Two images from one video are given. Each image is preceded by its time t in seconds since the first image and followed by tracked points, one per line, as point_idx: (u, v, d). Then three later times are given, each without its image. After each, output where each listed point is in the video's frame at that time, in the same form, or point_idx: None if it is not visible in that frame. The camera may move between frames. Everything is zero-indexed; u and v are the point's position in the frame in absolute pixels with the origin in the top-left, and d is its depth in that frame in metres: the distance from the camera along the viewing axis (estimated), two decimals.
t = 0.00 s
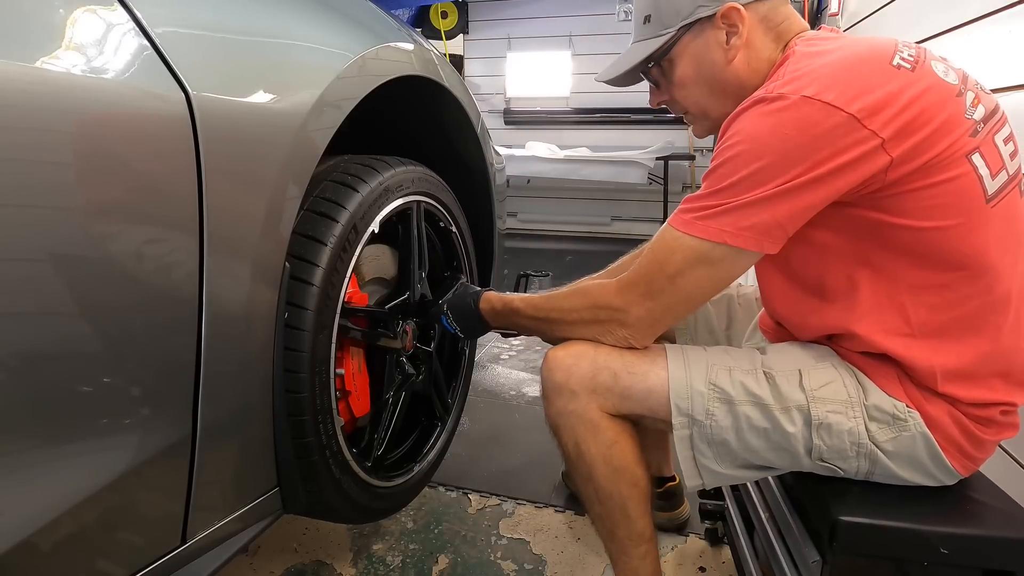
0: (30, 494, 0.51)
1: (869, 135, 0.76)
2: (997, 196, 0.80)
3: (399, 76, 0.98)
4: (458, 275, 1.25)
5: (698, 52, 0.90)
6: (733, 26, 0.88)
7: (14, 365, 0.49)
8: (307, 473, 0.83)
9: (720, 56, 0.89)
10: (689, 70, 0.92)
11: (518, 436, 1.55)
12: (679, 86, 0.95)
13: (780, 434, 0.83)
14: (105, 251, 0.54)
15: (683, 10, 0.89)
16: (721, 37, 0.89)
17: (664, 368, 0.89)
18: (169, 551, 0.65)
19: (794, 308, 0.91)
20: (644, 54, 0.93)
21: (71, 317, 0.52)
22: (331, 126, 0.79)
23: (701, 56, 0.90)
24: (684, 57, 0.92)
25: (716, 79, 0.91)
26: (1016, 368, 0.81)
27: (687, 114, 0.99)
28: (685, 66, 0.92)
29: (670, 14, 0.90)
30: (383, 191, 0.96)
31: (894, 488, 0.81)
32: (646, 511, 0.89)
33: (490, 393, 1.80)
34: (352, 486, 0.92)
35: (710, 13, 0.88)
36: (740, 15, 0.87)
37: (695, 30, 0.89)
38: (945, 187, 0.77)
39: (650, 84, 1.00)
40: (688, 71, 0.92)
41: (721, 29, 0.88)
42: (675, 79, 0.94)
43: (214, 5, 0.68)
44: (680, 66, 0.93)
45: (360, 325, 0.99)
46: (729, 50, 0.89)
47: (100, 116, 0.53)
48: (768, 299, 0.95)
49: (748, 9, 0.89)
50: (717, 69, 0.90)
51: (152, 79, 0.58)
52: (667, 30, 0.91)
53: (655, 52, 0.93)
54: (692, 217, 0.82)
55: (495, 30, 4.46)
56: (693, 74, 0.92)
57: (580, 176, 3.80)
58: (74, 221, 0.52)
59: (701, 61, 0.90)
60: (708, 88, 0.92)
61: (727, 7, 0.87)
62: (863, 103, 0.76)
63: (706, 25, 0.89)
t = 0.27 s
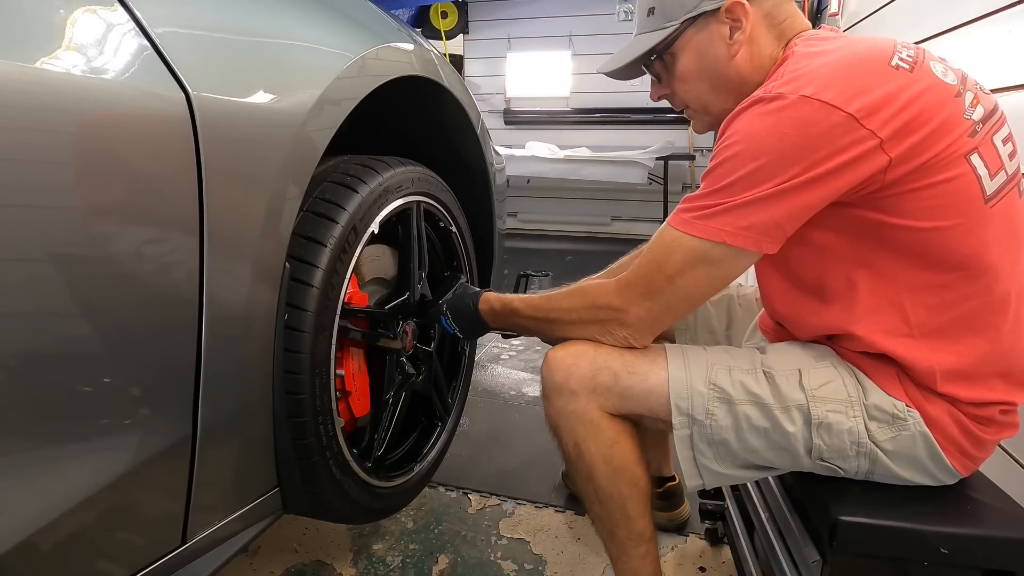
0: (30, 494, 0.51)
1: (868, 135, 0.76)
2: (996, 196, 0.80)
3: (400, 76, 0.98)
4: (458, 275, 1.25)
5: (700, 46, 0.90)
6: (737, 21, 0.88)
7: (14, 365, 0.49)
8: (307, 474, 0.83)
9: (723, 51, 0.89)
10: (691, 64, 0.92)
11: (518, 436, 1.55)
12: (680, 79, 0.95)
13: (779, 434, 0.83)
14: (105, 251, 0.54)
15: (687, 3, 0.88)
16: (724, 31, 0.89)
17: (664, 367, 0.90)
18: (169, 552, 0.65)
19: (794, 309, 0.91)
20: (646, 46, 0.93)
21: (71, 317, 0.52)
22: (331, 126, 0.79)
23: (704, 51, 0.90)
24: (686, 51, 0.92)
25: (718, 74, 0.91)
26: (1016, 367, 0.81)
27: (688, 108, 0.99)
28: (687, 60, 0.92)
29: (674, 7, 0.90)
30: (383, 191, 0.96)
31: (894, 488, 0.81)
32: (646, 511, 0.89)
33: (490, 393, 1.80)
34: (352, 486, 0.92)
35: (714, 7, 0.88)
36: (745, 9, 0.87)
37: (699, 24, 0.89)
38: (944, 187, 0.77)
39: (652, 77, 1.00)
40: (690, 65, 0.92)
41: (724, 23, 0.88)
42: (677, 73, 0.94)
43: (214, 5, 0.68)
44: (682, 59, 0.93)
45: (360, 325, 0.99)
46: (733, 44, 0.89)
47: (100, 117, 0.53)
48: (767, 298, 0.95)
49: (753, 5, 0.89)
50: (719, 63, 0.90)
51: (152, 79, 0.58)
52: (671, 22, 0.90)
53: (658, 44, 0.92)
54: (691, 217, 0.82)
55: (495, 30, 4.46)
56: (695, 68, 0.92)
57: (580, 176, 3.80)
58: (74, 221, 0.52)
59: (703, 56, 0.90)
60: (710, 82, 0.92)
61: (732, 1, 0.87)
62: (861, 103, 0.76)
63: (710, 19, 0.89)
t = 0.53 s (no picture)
0: (30, 495, 0.51)
1: (865, 133, 0.76)
2: (994, 195, 0.80)
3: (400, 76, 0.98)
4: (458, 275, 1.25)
5: (702, 43, 0.90)
6: (739, 17, 0.88)
7: (14, 365, 0.49)
8: (307, 474, 0.83)
9: (724, 48, 0.89)
10: (692, 60, 0.92)
11: (518, 436, 1.55)
12: (681, 75, 0.95)
13: (779, 433, 0.83)
14: (105, 251, 0.54)
15: None
16: (726, 28, 0.89)
17: (663, 367, 0.90)
18: (169, 552, 0.65)
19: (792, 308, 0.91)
20: (648, 41, 0.93)
21: (71, 317, 0.52)
22: (331, 126, 0.79)
23: (705, 47, 0.90)
24: (688, 47, 0.92)
25: (719, 71, 0.91)
26: (1014, 367, 0.81)
27: (688, 105, 0.99)
28: (689, 56, 0.92)
29: (677, 3, 0.90)
30: (383, 191, 0.96)
31: (894, 488, 0.81)
32: (646, 511, 0.89)
33: (490, 393, 1.80)
34: (352, 486, 0.92)
35: (717, 4, 0.88)
36: (747, 6, 0.87)
37: (701, 20, 0.89)
38: (942, 186, 0.78)
39: (652, 73, 1.00)
40: (691, 61, 0.92)
41: (727, 20, 0.88)
42: (678, 69, 0.94)
43: (214, 5, 0.68)
44: (683, 56, 0.93)
45: (360, 326, 0.99)
46: (735, 42, 0.89)
47: (100, 117, 0.53)
48: (767, 297, 0.95)
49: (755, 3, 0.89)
50: (721, 60, 0.90)
51: (152, 79, 0.58)
52: (674, 18, 0.90)
53: (660, 40, 0.92)
54: (689, 215, 0.82)
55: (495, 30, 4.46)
56: (696, 64, 0.92)
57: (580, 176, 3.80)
58: (74, 221, 0.52)
59: (705, 52, 0.90)
60: (711, 79, 0.92)
61: None
62: (859, 101, 0.76)
63: (712, 15, 0.89)
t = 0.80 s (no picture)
0: (30, 495, 0.51)
1: (865, 133, 0.76)
2: (994, 196, 0.80)
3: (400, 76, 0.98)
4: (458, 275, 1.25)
5: (705, 40, 0.90)
6: (742, 16, 0.88)
7: (14, 365, 0.49)
8: (307, 474, 0.83)
9: (726, 46, 0.89)
10: (694, 57, 0.92)
11: (518, 436, 1.55)
12: (682, 73, 0.95)
13: (779, 433, 0.83)
14: (105, 251, 0.54)
15: None
16: (729, 26, 0.89)
17: (663, 368, 0.90)
18: (169, 552, 0.65)
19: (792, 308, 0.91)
20: (650, 37, 0.93)
21: (71, 317, 0.52)
22: (331, 126, 0.79)
23: (707, 45, 0.90)
24: (690, 45, 0.91)
25: (721, 69, 0.91)
26: (1014, 367, 0.81)
27: (688, 103, 0.99)
28: (690, 53, 0.92)
29: None
30: (383, 191, 0.96)
31: (893, 488, 0.81)
32: (646, 511, 0.89)
33: (490, 393, 1.80)
34: (352, 486, 0.92)
35: (720, 2, 0.88)
36: (750, 4, 0.87)
37: (703, 17, 0.89)
38: (941, 187, 0.78)
39: (653, 71, 1.00)
40: (693, 59, 0.92)
41: (729, 18, 0.88)
42: (680, 67, 0.94)
43: (214, 5, 0.68)
44: (685, 53, 0.93)
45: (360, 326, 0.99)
46: (737, 40, 0.89)
47: (99, 117, 0.53)
48: (767, 297, 0.95)
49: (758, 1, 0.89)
50: (722, 58, 0.90)
51: (152, 79, 0.58)
52: (676, 15, 0.90)
53: (663, 37, 0.92)
54: (689, 215, 0.82)
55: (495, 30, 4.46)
56: (698, 62, 0.92)
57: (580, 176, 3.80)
58: (74, 221, 0.52)
59: (707, 50, 0.90)
60: (712, 77, 0.92)
61: None
62: (858, 101, 0.76)
63: (715, 13, 0.89)
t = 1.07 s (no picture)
0: (30, 495, 0.51)
1: (865, 133, 0.76)
2: (994, 196, 0.80)
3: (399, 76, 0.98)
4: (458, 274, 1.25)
5: (706, 38, 0.90)
6: (743, 14, 0.88)
7: (14, 365, 0.49)
8: (307, 474, 0.83)
9: (727, 44, 0.89)
10: (695, 56, 0.92)
11: (518, 436, 1.55)
12: (683, 71, 0.95)
13: (779, 433, 0.83)
14: (105, 251, 0.54)
15: None
16: (730, 24, 0.89)
17: (663, 367, 0.90)
18: (170, 552, 0.65)
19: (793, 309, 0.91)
20: (651, 35, 0.92)
21: (71, 317, 0.52)
22: (331, 126, 0.79)
23: (708, 43, 0.90)
24: (691, 43, 0.91)
25: (722, 67, 0.91)
26: (1015, 367, 0.81)
27: (689, 100, 0.99)
28: (691, 52, 0.92)
29: None
30: (383, 191, 0.96)
31: (893, 488, 0.81)
32: (646, 511, 0.89)
33: (490, 393, 1.80)
34: (352, 486, 0.92)
35: None
36: (751, 3, 0.87)
37: (705, 16, 0.89)
38: (942, 186, 0.78)
39: (654, 68, 1.00)
40: (694, 57, 0.92)
41: (731, 17, 0.88)
42: (681, 65, 0.94)
43: (214, 5, 0.68)
44: (686, 51, 0.92)
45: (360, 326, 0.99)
46: (738, 38, 0.89)
47: (99, 117, 0.53)
48: (767, 297, 0.95)
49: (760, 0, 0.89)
50: (723, 56, 0.90)
51: (152, 79, 0.58)
52: (677, 13, 0.90)
53: (664, 34, 0.92)
54: (689, 215, 0.82)
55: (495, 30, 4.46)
56: (699, 60, 0.92)
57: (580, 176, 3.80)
58: (74, 221, 0.52)
59: (708, 48, 0.90)
60: (713, 75, 0.92)
61: None
62: (859, 101, 0.76)
63: (716, 11, 0.89)
